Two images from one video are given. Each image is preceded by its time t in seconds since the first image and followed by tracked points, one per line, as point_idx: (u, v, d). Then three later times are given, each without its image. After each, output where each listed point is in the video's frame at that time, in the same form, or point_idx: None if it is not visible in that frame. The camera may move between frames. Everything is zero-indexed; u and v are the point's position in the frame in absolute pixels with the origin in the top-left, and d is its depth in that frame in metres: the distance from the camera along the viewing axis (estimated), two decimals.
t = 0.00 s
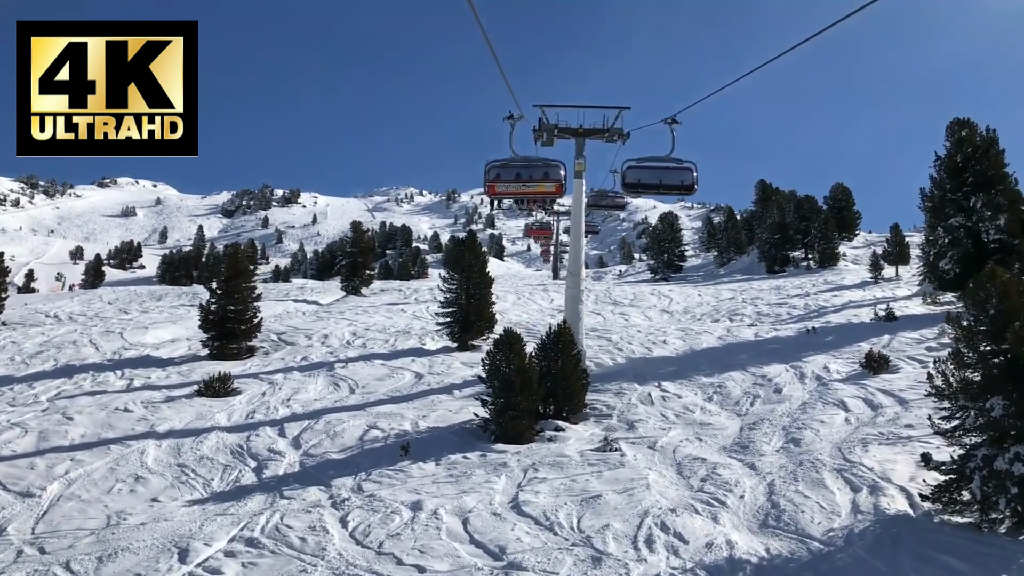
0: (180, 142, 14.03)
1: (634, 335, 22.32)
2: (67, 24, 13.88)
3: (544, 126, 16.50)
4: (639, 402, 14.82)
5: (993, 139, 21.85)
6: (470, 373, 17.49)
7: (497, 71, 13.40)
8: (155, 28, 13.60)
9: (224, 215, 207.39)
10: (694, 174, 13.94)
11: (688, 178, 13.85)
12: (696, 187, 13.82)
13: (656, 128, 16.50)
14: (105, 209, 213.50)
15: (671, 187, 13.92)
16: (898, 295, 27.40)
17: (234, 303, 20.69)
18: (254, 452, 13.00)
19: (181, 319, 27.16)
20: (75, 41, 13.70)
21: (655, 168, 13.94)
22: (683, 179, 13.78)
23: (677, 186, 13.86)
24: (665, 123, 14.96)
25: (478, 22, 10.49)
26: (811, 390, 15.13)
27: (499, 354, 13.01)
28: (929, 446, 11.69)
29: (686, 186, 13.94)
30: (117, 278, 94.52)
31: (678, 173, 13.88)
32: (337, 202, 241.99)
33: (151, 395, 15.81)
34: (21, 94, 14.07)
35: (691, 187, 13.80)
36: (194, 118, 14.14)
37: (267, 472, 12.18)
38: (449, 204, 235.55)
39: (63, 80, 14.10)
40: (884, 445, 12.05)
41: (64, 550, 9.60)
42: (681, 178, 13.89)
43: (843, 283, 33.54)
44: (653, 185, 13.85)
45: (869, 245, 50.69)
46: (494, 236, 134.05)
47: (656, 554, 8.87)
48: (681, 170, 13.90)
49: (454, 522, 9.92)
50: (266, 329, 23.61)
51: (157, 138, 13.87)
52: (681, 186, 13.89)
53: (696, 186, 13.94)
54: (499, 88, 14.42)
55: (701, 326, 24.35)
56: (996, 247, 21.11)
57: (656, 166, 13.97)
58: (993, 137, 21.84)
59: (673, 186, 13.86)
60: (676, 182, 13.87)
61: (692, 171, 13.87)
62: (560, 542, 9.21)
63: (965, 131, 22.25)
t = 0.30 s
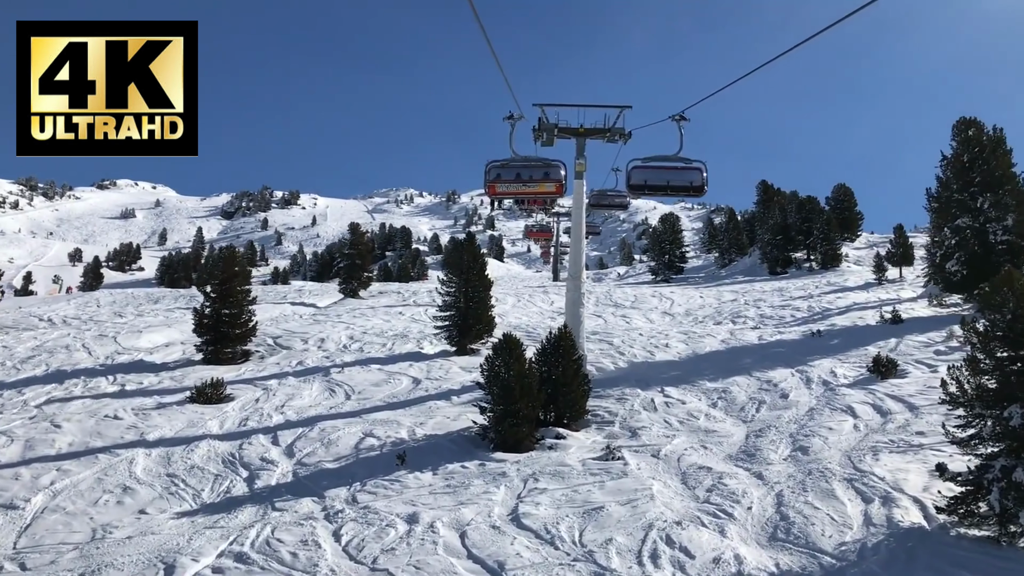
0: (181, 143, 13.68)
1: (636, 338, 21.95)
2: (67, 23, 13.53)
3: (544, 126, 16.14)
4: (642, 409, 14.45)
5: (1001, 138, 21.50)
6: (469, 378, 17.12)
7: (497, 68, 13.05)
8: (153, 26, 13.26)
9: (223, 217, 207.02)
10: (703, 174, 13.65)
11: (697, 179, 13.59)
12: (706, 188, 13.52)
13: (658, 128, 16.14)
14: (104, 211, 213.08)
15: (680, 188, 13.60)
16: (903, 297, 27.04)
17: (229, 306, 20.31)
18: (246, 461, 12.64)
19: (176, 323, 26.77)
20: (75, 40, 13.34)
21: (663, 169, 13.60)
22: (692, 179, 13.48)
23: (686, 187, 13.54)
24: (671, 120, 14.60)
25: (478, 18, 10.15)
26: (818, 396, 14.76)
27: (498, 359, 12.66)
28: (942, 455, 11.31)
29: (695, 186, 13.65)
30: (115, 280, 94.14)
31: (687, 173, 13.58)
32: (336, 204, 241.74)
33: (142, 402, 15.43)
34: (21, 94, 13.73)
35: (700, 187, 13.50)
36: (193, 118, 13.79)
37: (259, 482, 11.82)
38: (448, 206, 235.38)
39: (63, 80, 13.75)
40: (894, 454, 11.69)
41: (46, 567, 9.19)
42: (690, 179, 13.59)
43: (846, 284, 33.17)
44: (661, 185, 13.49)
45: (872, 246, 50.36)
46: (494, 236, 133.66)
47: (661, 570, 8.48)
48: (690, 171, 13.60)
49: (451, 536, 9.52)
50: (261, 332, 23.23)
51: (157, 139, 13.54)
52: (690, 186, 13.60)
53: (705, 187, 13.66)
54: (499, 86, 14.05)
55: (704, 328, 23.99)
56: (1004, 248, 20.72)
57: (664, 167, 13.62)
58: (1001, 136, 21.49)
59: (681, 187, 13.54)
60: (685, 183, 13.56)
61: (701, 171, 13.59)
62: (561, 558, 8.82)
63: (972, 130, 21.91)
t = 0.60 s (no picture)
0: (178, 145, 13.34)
1: (638, 343, 21.58)
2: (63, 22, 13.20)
3: (544, 127, 15.81)
4: (645, 417, 14.07)
5: (1008, 138, 21.19)
6: (468, 385, 16.74)
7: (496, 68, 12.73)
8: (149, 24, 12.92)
9: (223, 221, 206.78)
10: (714, 176, 13.30)
11: (707, 181, 13.24)
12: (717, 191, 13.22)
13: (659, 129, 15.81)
14: (104, 215, 212.83)
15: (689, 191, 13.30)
16: (908, 300, 26.71)
17: (223, 312, 19.93)
18: (238, 473, 12.25)
19: (171, 329, 26.38)
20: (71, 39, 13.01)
21: (673, 171, 13.24)
22: (702, 181, 13.14)
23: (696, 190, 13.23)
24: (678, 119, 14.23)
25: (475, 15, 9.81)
26: (826, 403, 14.39)
27: (497, 367, 12.32)
28: (956, 465, 10.92)
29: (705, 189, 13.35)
30: (114, 284, 93.77)
31: (697, 174, 13.23)
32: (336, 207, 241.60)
33: (132, 411, 15.04)
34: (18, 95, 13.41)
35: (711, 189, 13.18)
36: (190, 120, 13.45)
37: (250, 496, 11.42)
38: (448, 209, 235.23)
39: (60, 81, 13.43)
40: (907, 464, 11.30)
41: None
42: (700, 181, 13.25)
43: (850, 287, 32.82)
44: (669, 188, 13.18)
45: (874, 248, 50.01)
46: (494, 239, 133.27)
47: None
48: (701, 173, 13.25)
49: (448, 553, 9.09)
50: (257, 339, 22.85)
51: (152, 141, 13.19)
52: (699, 189, 13.29)
53: (715, 189, 13.34)
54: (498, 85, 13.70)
55: (707, 333, 23.63)
56: (1013, 250, 20.38)
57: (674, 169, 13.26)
58: (1008, 137, 21.18)
59: (691, 189, 13.24)
60: (695, 186, 13.25)
61: (711, 173, 13.25)
62: None
63: (979, 130, 21.63)
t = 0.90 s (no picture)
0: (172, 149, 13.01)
1: (640, 348, 21.20)
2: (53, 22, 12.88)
3: (544, 129, 15.48)
4: (649, 426, 13.69)
5: (1016, 138, 20.89)
6: (467, 393, 16.36)
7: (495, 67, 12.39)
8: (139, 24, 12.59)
9: (222, 225, 206.62)
10: (727, 177, 12.86)
11: (719, 183, 12.84)
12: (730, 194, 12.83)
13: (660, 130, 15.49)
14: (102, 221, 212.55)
15: (699, 193, 12.96)
16: (914, 302, 26.35)
17: (218, 319, 19.59)
18: (230, 487, 11.86)
19: (166, 336, 26.00)
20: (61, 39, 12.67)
21: (682, 173, 12.84)
22: (713, 183, 12.74)
23: (706, 193, 12.88)
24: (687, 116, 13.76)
25: (472, 10, 9.45)
26: (835, 410, 14.00)
27: (496, 375, 11.97)
28: (972, 475, 10.51)
29: (717, 191, 12.95)
30: (112, 290, 93.41)
31: (708, 176, 12.81)
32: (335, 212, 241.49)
33: (123, 422, 14.65)
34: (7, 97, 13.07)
35: (723, 192, 12.79)
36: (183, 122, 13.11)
37: (241, 510, 11.03)
38: (447, 212, 235.17)
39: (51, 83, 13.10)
40: (921, 474, 10.91)
41: None
42: (711, 183, 12.85)
43: (854, 289, 32.47)
44: (678, 192, 12.85)
45: (876, 250, 49.70)
46: (493, 243, 132.76)
47: None
48: (712, 175, 12.83)
49: (445, 571, 8.66)
50: (253, 346, 22.48)
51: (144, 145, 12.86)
52: (711, 191, 12.92)
53: (728, 191, 12.92)
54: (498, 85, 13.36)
55: (710, 337, 23.26)
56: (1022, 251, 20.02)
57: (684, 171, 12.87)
58: (1016, 136, 20.89)
59: (701, 192, 12.89)
60: (706, 188, 12.88)
61: (724, 175, 12.80)
62: None
63: (985, 130, 21.37)
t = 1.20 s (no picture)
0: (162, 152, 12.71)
1: (643, 351, 20.84)
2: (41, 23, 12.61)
3: (543, 128, 15.14)
4: (653, 433, 13.33)
5: None
6: (466, 400, 16.00)
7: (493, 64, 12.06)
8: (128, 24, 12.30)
9: (222, 228, 206.38)
10: (740, 177, 12.44)
11: (733, 182, 12.41)
12: (744, 195, 12.40)
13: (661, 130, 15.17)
14: (102, 224, 212.44)
15: (711, 193, 12.57)
16: (919, 303, 25.99)
17: (212, 324, 19.24)
18: (221, 499, 11.49)
19: (162, 341, 25.65)
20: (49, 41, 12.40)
21: (694, 172, 12.47)
22: (726, 183, 12.34)
23: (719, 193, 12.46)
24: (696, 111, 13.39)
25: (469, 6, 9.12)
26: (843, 415, 13.64)
27: (496, 381, 11.64)
28: (988, 483, 10.11)
29: (730, 192, 12.52)
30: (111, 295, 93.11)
31: (720, 176, 12.43)
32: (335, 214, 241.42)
33: (114, 432, 14.28)
34: None
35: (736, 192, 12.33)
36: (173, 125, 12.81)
37: (232, 524, 10.64)
38: (447, 214, 235.01)
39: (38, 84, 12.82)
40: (935, 482, 10.52)
41: None
42: (724, 183, 12.43)
43: (858, 289, 32.11)
44: (688, 192, 12.49)
45: (879, 249, 49.32)
46: (493, 245, 132.63)
47: None
48: (725, 174, 12.45)
49: None
50: (249, 351, 22.12)
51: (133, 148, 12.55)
52: (724, 191, 12.49)
53: (741, 191, 12.47)
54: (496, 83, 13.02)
55: (713, 340, 22.90)
56: None
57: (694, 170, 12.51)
58: None
59: (713, 192, 12.50)
60: (718, 188, 12.47)
61: (736, 174, 12.39)
62: None
63: (992, 128, 21.16)
